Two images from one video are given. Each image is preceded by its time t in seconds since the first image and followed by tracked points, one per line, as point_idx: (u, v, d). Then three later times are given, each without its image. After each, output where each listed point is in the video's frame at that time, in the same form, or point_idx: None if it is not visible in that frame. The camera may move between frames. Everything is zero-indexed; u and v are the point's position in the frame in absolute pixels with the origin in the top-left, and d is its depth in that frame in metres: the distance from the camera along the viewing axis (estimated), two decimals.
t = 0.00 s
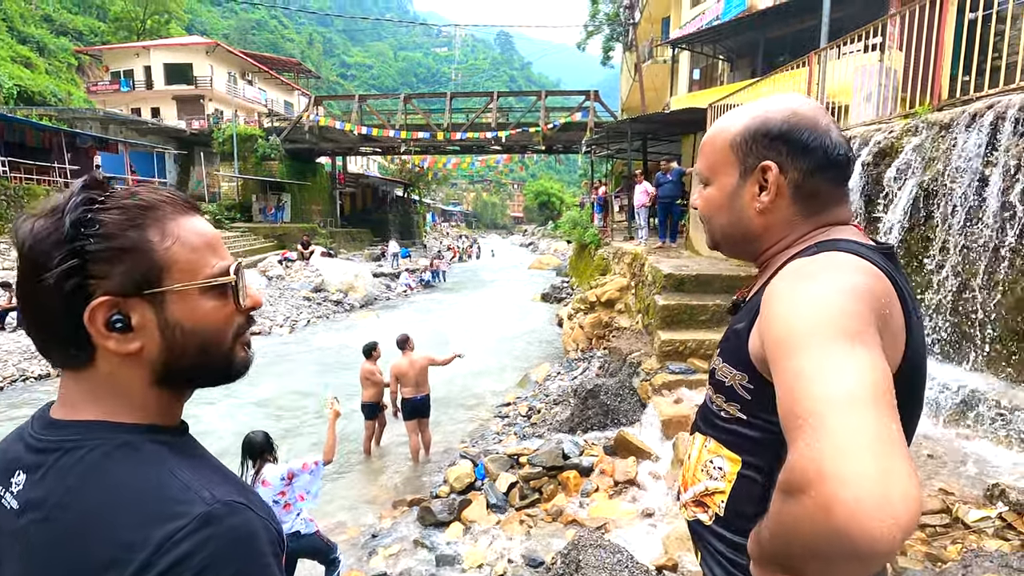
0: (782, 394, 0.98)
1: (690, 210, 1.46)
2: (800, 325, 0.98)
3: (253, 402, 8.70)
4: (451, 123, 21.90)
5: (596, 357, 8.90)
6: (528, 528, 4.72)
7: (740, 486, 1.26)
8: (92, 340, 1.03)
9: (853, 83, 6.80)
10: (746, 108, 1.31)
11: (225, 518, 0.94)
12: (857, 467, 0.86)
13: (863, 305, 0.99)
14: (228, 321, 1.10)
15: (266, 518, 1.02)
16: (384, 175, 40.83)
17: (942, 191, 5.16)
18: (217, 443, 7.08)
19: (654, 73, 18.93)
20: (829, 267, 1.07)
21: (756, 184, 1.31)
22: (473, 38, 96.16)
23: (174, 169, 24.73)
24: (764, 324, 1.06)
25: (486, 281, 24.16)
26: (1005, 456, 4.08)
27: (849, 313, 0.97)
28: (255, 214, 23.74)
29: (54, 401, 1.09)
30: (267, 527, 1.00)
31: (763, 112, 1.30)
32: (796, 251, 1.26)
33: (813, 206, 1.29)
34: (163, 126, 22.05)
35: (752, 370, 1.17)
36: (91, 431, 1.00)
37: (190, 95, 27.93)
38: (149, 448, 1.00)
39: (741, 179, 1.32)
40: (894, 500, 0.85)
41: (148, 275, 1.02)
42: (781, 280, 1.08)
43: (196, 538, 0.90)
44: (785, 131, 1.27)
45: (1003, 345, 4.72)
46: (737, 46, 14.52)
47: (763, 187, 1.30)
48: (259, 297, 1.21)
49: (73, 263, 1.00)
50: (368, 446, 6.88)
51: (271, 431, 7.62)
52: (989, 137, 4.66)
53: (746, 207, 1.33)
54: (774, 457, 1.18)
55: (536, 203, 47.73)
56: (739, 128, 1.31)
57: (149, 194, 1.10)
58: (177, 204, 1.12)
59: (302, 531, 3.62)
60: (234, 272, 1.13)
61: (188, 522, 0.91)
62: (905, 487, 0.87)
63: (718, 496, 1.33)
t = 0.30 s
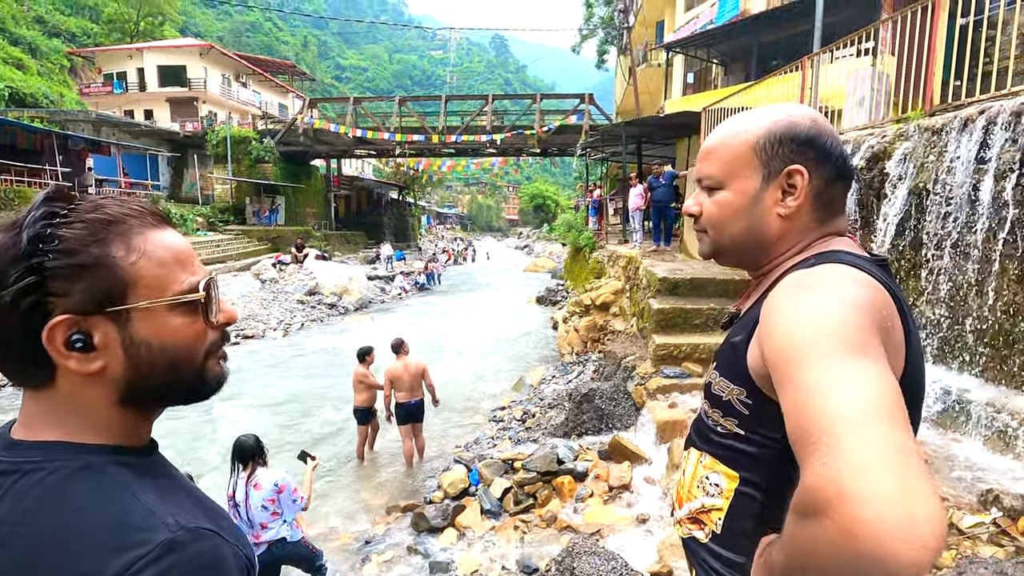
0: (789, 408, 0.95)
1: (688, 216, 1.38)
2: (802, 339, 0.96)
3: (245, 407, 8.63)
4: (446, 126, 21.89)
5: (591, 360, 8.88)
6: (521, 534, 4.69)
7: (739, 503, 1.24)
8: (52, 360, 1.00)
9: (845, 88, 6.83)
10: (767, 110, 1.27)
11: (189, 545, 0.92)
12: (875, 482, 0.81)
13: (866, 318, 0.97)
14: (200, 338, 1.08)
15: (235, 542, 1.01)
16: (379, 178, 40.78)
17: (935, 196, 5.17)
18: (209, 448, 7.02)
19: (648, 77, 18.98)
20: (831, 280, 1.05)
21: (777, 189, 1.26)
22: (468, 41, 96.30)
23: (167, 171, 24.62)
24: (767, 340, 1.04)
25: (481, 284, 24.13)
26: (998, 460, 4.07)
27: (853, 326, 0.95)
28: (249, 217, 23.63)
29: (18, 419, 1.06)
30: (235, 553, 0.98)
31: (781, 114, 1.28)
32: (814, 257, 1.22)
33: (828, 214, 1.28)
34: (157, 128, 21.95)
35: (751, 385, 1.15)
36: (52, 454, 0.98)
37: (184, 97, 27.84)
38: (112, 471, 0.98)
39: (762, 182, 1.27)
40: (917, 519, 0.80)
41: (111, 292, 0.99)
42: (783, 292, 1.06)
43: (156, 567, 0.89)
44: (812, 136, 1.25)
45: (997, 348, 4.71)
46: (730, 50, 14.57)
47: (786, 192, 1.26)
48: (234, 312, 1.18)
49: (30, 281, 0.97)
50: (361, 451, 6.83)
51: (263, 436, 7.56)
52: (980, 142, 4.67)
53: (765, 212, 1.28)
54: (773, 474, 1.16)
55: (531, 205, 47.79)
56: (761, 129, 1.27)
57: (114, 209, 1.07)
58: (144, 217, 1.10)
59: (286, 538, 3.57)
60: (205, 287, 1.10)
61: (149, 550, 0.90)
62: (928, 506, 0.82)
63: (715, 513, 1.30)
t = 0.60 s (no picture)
0: (813, 424, 0.87)
1: (683, 224, 1.35)
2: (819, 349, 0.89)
3: (242, 409, 8.58)
4: (445, 128, 21.87)
5: (589, 363, 8.85)
6: (518, 539, 4.66)
7: (737, 519, 1.21)
8: (8, 372, 0.98)
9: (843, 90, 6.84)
10: (761, 114, 1.25)
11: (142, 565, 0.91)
12: (931, 503, 0.73)
13: (876, 327, 0.92)
14: (166, 350, 1.05)
15: (193, 563, 1.00)
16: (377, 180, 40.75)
17: (932, 198, 5.16)
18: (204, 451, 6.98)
19: (646, 79, 19.00)
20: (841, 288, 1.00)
21: (776, 194, 1.24)
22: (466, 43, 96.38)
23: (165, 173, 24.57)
24: (776, 354, 0.96)
25: (480, 286, 24.11)
26: (997, 463, 4.05)
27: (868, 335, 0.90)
28: (247, 219, 23.60)
29: None
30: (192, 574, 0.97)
31: (775, 119, 1.26)
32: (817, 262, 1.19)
33: (824, 218, 1.26)
34: (155, 130, 21.92)
35: (750, 398, 1.13)
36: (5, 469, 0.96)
37: (182, 99, 27.82)
38: (65, 489, 0.97)
39: (761, 187, 1.24)
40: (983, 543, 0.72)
41: (70, 301, 0.97)
42: (790, 301, 1.00)
43: None
44: (805, 141, 1.24)
45: (997, 351, 4.67)
46: (728, 53, 14.60)
47: (786, 196, 1.24)
48: (205, 321, 1.16)
49: None
50: (358, 455, 6.80)
51: (259, 439, 7.52)
52: (977, 144, 4.66)
53: (764, 217, 1.25)
54: (771, 489, 1.14)
55: (529, 208, 47.80)
56: (755, 135, 1.25)
57: (78, 215, 1.05)
58: (108, 224, 1.08)
59: (281, 541, 3.54)
60: (172, 298, 1.08)
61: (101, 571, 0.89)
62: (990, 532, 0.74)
63: (713, 529, 1.28)
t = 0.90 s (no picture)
0: (830, 432, 0.84)
1: (682, 227, 1.33)
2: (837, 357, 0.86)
3: (242, 411, 8.56)
4: (446, 130, 21.86)
5: (589, 365, 8.83)
6: (518, 543, 4.63)
7: (740, 530, 1.19)
8: None
9: (844, 92, 6.82)
10: (759, 113, 1.23)
11: None
12: (961, 526, 0.69)
13: (896, 335, 0.88)
14: (138, 355, 1.04)
15: None
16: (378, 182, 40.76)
17: (934, 199, 5.13)
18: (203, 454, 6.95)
19: (648, 81, 18.99)
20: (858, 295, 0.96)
21: (777, 193, 1.21)
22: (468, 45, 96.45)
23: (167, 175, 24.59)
24: (786, 360, 0.93)
25: (481, 288, 24.10)
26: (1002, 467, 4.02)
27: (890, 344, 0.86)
28: (248, 221, 23.62)
29: None
30: None
31: (774, 119, 1.24)
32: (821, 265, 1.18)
33: (825, 219, 1.24)
34: (156, 132, 21.95)
35: (757, 407, 1.10)
36: None
37: (184, 101, 27.87)
38: (29, 499, 0.95)
39: (762, 186, 1.22)
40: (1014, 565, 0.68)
41: (35, 302, 0.95)
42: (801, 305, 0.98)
43: None
44: (805, 138, 1.22)
45: (1001, 353, 4.64)
46: (729, 55, 14.59)
47: (786, 195, 1.21)
48: (181, 326, 1.15)
49: None
50: (358, 457, 6.77)
51: (259, 442, 7.49)
52: (980, 145, 4.63)
53: (767, 217, 1.23)
54: (775, 498, 1.11)
55: (530, 210, 47.81)
56: (754, 133, 1.23)
57: (45, 216, 1.03)
58: (77, 225, 1.06)
59: (276, 544, 3.53)
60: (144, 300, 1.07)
61: None
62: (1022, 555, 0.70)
63: (715, 540, 1.26)
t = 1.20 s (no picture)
0: (837, 440, 0.89)
1: (692, 225, 1.31)
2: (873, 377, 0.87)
3: (247, 412, 8.58)
4: (450, 132, 21.89)
5: (593, 367, 8.82)
6: (522, 544, 4.62)
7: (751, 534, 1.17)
8: None
9: (849, 93, 6.80)
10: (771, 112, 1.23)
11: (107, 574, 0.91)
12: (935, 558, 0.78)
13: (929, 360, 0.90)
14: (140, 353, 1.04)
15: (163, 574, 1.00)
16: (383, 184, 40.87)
17: (940, 200, 5.11)
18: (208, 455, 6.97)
19: (652, 82, 18.98)
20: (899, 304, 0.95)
21: (792, 189, 1.21)
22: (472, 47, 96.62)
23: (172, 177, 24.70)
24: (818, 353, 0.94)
25: (485, 290, 24.10)
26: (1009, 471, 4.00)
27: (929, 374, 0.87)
28: (253, 222, 23.71)
29: None
30: None
31: (788, 117, 1.24)
32: (838, 264, 1.18)
33: (839, 216, 1.24)
34: (162, 134, 22.07)
35: (769, 411, 1.10)
36: None
37: (190, 103, 28.01)
38: (29, 497, 0.95)
39: (776, 183, 1.21)
40: None
41: (40, 296, 0.96)
42: (824, 303, 0.99)
43: None
44: (818, 136, 1.23)
45: (1008, 357, 4.62)
46: (733, 56, 14.57)
47: (802, 191, 1.20)
48: (183, 326, 1.15)
49: None
50: (361, 458, 6.78)
51: (263, 443, 7.50)
52: (988, 146, 4.61)
53: (781, 215, 1.22)
54: (793, 500, 1.10)
55: (534, 211, 47.84)
56: (768, 130, 1.23)
57: (53, 212, 1.04)
58: (85, 223, 1.07)
59: (280, 545, 3.53)
60: (147, 297, 1.07)
61: None
62: None
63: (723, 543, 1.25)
